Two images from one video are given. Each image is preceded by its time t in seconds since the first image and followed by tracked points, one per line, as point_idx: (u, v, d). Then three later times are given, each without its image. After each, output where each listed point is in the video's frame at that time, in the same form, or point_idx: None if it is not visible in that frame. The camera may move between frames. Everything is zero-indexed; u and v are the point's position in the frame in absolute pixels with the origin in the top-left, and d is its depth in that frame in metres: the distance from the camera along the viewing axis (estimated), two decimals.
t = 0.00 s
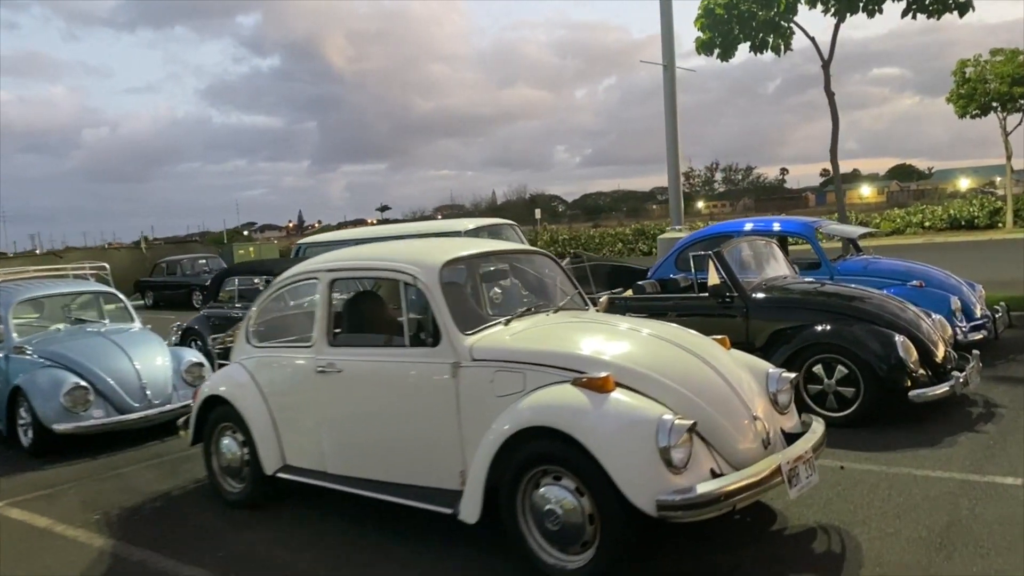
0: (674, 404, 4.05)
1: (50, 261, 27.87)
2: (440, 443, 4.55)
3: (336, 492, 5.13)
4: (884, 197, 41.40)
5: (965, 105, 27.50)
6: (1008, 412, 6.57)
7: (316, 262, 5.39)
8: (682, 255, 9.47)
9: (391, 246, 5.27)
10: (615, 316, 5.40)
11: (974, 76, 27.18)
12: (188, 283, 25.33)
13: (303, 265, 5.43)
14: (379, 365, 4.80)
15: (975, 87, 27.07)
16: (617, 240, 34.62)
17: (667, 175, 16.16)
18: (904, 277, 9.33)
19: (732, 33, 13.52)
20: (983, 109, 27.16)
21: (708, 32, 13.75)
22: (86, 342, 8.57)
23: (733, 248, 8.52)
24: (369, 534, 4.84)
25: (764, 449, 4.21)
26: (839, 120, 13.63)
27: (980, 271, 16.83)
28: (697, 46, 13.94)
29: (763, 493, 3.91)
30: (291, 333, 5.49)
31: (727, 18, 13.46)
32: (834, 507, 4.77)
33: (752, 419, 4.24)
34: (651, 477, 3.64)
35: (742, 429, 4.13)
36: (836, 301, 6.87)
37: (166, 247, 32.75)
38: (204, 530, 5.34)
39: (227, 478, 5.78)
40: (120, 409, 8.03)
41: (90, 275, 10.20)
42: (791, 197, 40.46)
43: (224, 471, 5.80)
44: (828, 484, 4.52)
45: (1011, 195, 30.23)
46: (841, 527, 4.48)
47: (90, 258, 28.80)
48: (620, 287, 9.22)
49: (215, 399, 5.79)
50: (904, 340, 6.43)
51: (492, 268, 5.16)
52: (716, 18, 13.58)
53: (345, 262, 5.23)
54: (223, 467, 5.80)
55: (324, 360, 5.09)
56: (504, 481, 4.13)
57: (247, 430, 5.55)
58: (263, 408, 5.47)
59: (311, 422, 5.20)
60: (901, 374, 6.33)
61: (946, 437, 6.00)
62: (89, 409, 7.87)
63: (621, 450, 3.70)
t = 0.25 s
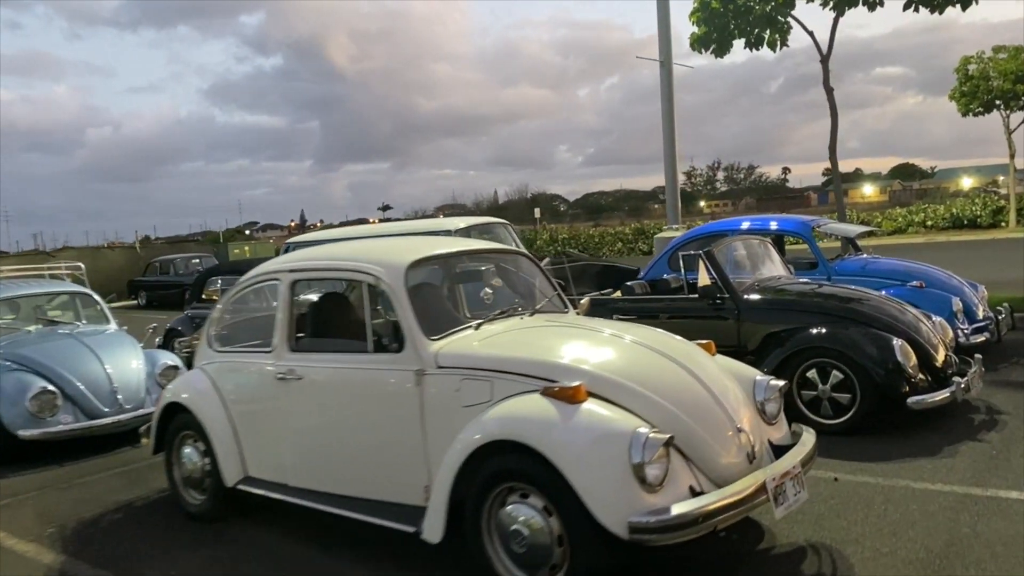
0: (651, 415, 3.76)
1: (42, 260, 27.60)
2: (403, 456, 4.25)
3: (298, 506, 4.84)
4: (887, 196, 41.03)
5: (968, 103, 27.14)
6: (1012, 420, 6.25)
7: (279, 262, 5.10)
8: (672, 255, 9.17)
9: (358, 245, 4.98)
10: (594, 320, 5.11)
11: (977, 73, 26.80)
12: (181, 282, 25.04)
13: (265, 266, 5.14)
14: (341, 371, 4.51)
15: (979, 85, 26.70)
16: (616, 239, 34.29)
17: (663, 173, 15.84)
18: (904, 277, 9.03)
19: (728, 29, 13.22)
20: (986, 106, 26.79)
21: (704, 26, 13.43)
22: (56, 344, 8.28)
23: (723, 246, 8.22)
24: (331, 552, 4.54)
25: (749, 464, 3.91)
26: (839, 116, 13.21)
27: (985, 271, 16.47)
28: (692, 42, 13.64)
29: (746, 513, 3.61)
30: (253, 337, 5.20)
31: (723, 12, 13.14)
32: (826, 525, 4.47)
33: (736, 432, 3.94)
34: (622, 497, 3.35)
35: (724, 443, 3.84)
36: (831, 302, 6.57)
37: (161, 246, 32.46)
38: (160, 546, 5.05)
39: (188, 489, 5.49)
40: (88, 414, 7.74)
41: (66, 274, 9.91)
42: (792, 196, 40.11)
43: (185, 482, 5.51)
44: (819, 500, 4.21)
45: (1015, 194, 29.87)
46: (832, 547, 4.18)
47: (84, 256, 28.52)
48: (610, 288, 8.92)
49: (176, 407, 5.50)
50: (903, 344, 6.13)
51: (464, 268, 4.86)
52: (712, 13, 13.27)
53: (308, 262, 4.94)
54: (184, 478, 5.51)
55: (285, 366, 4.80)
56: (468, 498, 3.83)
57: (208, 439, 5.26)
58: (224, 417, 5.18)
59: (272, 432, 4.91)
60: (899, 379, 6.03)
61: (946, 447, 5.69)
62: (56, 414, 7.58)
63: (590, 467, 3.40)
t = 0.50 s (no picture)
0: (614, 422, 3.45)
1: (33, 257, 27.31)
2: (351, 465, 3.95)
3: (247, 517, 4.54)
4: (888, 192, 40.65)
5: (970, 97, 26.77)
6: (1011, 423, 5.94)
7: (229, 257, 4.79)
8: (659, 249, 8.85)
9: (311, 238, 4.67)
10: (565, 318, 4.79)
11: (979, 68, 26.39)
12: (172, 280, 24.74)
13: (215, 261, 4.84)
14: (289, 374, 4.21)
15: (981, 79, 26.31)
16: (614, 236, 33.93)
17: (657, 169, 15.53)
18: (900, 274, 8.71)
19: (722, 19, 12.87)
20: (988, 101, 26.42)
21: (697, 17, 13.06)
22: (18, 342, 7.98)
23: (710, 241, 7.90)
24: (278, 566, 4.24)
25: (721, 474, 3.61)
26: (834, 109, 12.94)
27: (986, 268, 16.11)
28: (683, 34, 13.28)
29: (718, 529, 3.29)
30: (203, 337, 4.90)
31: (716, 3, 12.75)
32: (809, 538, 4.15)
33: (708, 439, 3.63)
34: (577, 513, 3.04)
35: (694, 451, 3.53)
36: (820, 299, 6.26)
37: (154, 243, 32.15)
38: (103, 558, 4.74)
39: (137, 497, 5.18)
40: (49, 415, 7.44)
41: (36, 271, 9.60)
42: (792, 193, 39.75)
43: (134, 489, 5.20)
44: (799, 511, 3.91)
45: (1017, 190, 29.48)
46: (814, 563, 3.87)
47: (75, 254, 28.24)
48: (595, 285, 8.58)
49: (124, 410, 5.19)
50: (895, 343, 5.84)
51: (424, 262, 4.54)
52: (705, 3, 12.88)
53: (258, 256, 4.63)
54: (133, 485, 5.20)
55: (232, 368, 4.50)
56: (415, 512, 3.53)
57: (155, 444, 4.96)
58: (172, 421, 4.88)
59: (220, 438, 4.61)
60: (891, 380, 5.73)
61: (941, 452, 5.38)
62: (14, 416, 7.28)
63: (543, 480, 3.10)
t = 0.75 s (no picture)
0: (573, 423, 3.20)
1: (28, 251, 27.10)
2: (299, 467, 3.71)
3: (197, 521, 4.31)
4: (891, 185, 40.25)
5: (974, 88, 26.39)
6: (1009, 422, 5.68)
7: (180, 247, 4.55)
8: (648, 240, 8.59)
9: (264, 227, 4.42)
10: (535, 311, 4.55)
11: (984, 58, 25.99)
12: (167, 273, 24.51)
13: (166, 252, 4.60)
14: (236, 371, 3.97)
15: (986, 70, 25.91)
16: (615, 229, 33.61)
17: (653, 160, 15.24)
18: (896, 266, 8.43)
19: (718, 6, 12.59)
20: (993, 92, 26.04)
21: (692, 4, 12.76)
22: None
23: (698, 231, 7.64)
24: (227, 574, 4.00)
25: (690, 479, 3.36)
26: (832, 98, 12.67)
27: (990, 261, 15.79)
28: (678, 22, 12.98)
29: (685, 539, 3.04)
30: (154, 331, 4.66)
31: None
32: (788, 546, 3.91)
33: (677, 442, 3.39)
34: (527, 523, 2.81)
35: (660, 455, 3.29)
36: (809, 292, 6.00)
37: (151, 237, 31.92)
38: (50, 563, 4.51)
39: (90, 498, 4.95)
40: (15, 411, 7.21)
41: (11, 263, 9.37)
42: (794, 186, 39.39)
43: (87, 490, 4.97)
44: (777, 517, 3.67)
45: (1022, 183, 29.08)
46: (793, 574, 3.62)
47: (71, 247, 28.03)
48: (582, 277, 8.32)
49: (76, 407, 4.96)
50: (887, 338, 5.59)
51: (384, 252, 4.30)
52: None
53: (208, 246, 4.38)
54: (87, 486, 4.97)
55: (181, 364, 4.26)
56: (361, 519, 3.29)
57: (106, 444, 4.72)
58: (122, 419, 4.64)
59: (169, 437, 4.37)
60: (882, 377, 5.48)
61: (934, 452, 5.13)
62: None
63: (491, 488, 2.86)
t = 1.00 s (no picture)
0: (514, 404, 2.94)
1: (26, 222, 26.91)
2: (231, 449, 3.47)
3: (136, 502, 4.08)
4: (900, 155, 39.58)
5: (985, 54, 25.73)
6: (1004, 398, 5.40)
7: (116, 214, 4.28)
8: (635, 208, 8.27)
9: (204, 192, 4.14)
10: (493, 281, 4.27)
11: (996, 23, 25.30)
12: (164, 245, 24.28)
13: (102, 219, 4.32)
14: (168, 345, 3.71)
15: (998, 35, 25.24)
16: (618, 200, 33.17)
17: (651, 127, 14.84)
18: (893, 238, 8.13)
19: None
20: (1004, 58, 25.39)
21: None
22: None
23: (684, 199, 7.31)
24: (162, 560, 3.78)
25: (645, 464, 3.11)
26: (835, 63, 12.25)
27: (997, 232, 15.39)
28: None
29: (633, 530, 2.78)
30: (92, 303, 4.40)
31: None
32: (757, 532, 3.66)
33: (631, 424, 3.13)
34: (454, 515, 2.56)
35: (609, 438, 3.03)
36: (795, 262, 5.70)
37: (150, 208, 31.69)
38: None
39: (33, 477, 4.73)
40: None
41: None
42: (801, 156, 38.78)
43: (30, 468, 4.75)
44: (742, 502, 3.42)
45: None
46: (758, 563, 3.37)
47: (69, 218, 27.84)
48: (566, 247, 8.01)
49: (17, 382, 4.72)
50: (876, 311, 5.30)
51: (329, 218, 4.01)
52: None
53: (143, 212, 4.11)
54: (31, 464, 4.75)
55: (114, 338, 4.01)
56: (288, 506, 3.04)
57: (46, 421, 4.49)
58: (61, 395, 4.40)
59: (106, 415, 4.13)
60: (869, 352, 5.20)
61: (921, 431, 4.86)
62: None
63: (417, 475, 2.61)
